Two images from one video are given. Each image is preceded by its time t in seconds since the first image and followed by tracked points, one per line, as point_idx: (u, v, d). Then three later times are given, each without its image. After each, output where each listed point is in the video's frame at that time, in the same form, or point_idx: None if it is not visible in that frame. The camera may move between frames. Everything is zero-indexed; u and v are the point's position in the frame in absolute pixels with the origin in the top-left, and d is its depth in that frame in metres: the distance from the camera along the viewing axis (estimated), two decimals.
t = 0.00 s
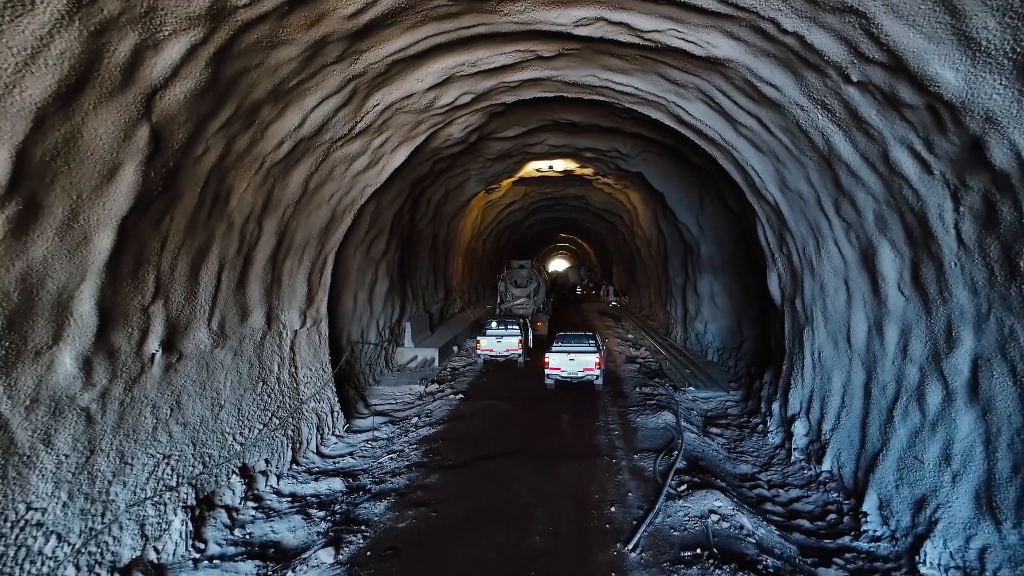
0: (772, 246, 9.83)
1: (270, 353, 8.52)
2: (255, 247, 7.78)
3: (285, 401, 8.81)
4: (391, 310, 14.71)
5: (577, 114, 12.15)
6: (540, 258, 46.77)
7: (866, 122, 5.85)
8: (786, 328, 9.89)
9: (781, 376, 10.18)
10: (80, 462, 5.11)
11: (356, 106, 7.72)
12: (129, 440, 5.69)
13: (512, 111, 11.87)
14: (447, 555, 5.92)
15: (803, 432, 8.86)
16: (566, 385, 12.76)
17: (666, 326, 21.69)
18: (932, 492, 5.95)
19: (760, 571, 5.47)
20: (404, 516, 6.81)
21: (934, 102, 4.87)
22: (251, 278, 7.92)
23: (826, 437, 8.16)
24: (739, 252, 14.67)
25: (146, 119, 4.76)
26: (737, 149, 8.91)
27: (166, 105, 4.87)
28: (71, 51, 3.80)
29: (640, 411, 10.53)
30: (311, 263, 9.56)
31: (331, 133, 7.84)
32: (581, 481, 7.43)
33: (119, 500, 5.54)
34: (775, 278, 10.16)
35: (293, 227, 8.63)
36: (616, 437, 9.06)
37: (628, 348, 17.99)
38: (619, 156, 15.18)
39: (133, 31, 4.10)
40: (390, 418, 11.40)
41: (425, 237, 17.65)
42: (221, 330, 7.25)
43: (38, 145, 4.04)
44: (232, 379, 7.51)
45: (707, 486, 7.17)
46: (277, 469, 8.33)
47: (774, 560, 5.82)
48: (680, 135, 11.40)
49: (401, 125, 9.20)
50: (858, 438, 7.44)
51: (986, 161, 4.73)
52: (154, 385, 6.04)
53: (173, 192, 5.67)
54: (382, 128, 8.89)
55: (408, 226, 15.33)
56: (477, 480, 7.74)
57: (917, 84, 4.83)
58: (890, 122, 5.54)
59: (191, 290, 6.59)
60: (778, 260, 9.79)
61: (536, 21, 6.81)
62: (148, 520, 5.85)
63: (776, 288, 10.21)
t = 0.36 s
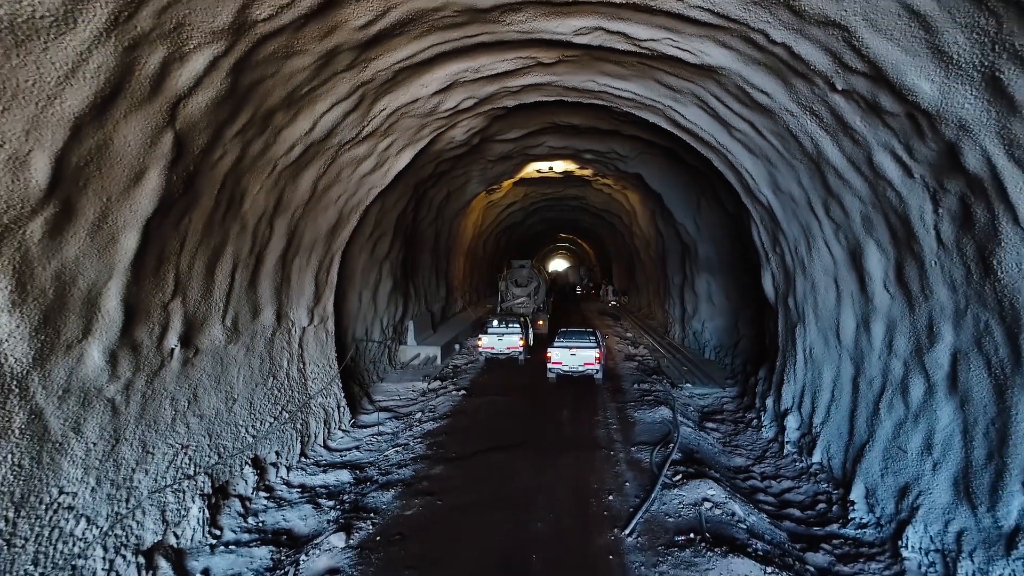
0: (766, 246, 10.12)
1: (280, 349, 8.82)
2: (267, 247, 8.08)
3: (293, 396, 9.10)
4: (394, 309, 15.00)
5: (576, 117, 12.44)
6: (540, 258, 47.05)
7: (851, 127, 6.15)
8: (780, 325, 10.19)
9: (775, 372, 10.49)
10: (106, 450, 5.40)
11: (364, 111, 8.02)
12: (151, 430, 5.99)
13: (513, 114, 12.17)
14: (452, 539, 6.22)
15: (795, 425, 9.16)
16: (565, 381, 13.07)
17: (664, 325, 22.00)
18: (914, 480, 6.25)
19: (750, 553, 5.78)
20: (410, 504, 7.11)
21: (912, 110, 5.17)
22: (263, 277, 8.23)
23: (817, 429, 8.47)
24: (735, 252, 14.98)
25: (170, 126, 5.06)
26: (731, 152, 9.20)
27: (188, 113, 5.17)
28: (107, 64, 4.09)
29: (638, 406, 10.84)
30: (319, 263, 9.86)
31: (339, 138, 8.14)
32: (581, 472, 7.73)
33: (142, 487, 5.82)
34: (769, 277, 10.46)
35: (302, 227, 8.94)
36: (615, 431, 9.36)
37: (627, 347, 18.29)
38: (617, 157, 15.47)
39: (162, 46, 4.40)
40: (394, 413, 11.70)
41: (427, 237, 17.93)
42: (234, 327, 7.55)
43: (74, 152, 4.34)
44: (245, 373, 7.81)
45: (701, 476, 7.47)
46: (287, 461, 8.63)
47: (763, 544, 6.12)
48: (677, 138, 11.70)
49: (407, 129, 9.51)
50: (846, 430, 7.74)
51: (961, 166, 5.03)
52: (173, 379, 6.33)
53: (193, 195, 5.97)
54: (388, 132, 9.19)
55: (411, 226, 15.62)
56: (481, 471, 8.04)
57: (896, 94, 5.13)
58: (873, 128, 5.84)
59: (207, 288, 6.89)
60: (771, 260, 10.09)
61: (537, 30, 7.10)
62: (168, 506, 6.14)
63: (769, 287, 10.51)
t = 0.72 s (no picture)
0: (761, 246, 10.40)
1: (288, 346, 9.09)
2: (276, 247, 8.35)
3: (301, 391, 9.37)
4: (397, 308, 15.27)
5: (575, 120, 12.72)
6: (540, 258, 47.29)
7: (838, 132, 6.42)
8: (774, 322, 10.47)
9: (769, 368, 10.77)
10: (128, 439, 5.67)
11: (370, 116, 8.30)
12: (169, 422, 6.27)
13: (514, 117, 12.44)
14: (457, 526, 6.50)
15: (788, 420, 9.44)
16: (565, 378, 13.34)
17: (663, 324, 22.27)
18: (899, 470, 6.53)
19: (741, 538, 6.06)
20: (416, 494, 7.39)
21: (894, 117, 5.44)
22: (272, 275, 8.51)
23: (808, 423, 8.75)
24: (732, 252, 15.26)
25: (190, 132, 5.34)
26: (726, 155, 9.48)
27: (207, 119, 5.45)
28: (136, 76, 4.36)
29: (636, 402, 11.12)
30: (325, 262, 10.14)
31: (346, 141, 8.42)
32: (580, 464, 8.01)
33: (160, 476, 6.10)
34: (763, 276, 10.74)
35: (310, 228, 9.22)
36: (613, 425, 9.65)
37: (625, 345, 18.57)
38: (616, 159, 15.74)
39: (185, 58, 4.67)
40: (398, 409, 11.98)
41: (429, 237, 18.20)
42: (246, 324, 7.83)
43: (104, 157, 4.61)
44: (256, 369, 8.09)
45: (695, 467, 7.76)
46: (296, 454, 8.91)
47: (754, 531, 6.41)
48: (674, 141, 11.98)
49: (411, 132, 9.78)
50: (836, 423, 8.02)
51: (939, 170, 5.31)
52: (189, 373, 6.61)
53: (209, 196, 6.24)
54: (393, 136, 9.47)
55: (414, 226, 15.90)
56: (483, 463, 8.32)
57: (878, 101, 5.41)
58: (859, 133, 6.12)
59: (221, 286, 7.17)
60: (765, 259, 10.37)
61: (538, 38, 7.38)
62: (185, 495, 6.41)
63: (764, 285, 10.79)
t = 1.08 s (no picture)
0: (756, 246, 10.65)
1: (296, 343, 9.35)
2: (285, 247, 8.62)
3: (308, 388, 9.61)
4: (399, 307, 15.52)
5: (575, 122, 12.97)
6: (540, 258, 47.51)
7: (828, 137, 6.68)
8: (769, 321, 10.72)
9: (764, 365, 11.04)
10: (147, 431, 5.92)
11: (376, 120, 8.56)
12: (185, 415, 6.53)
13: (515, 120, 12.70)
14: (461, 515, 6.77)
15: (781, 416, 9.70)
16: (565, 375, 13.59)
17: (661, 324, 22.53)
18: (885, 461, 6.79)
19: (733, 526, 6.33)
20: (421, 485, 7.66)
21: (879, 123, 5.70)
22: (281, 274, 8.77)
23: (801, 418, 9.01)
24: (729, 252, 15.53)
25: (208, 138, 5.60)
26: (722, 157, 9.73)
27: (224, 125, 5.71)
28: (160, 85, 4.63)
29: (634, 399, 11.38)
30: (331, 262, 10.39)
31: (353, 145, 8.69)
32: (579, 457, 8.27)
33: (177, 466, 6.36)
34: (758, 275, 10.99)
35: (317, 229, 9.49)
36: (612, 421, 9.91)
37: (624, 343, 18.82)
38: (615, 160, 16.00)
39: (206, 67, 4.94)
40: (401, 405, 12.23)
41: (431, 237, 18.44)
42: (256, 322, 8.09)
43: (128, 162, 4.88)
44: (265, 366, 8.35)
45: (691, 460, 8.02)
46: (303, 448, 9.17)
47: (746, 519, 6.67)
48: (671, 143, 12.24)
49: (415, 135, 10.05)
50: (828, 418, 8.27)
51: (922, 173, 5.56)
52: (203, 368, 6.87)
53: (224, 198, 6.51)
54: (397, 138, 9.73)
55: (416, 227, 16.16)
56: (485, 457, 8.57)
57: (864, 108, 5.67)
58: (847, 138, 6.38)
59: (233, 285, 7.44)
60: (760, 259, 10.63)
61: (538, 45, 7.64)
62: (200, 485, 6.67)
63: (759, 284, 11.04)
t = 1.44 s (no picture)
0: (751, 246, 10.91)
1: (303, 341, 9.59)
2: (293, 247, 8.87)
3: (314, 385, 9.86)
4: (401, 306, 15.77)
5: (575, 125, 13.22)
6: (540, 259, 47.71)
7: (818, 141, 6.93)
8: (764, 319, 10.97)
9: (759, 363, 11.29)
10: (164, 424, 6.17)
11: (381, 123, 8.82)
12: (199, 409, 6.77)
13: (516, 123, 12.96)
14: (465, 506, 7.02)
15: (776, 411, 9.94)
16: (565, 373, 13.83)
17: (660, 323, 22.76)
18: (874, 453, 7.04)
19: (727, 514, 6.59)
20: (426, 477, 7.92)
21: (866, 129, 5.95)
22: (289, 274, 9.02)
23: (795, 414, 9.26)
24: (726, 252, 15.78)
25: (223, 143, 5.86)
26: (718, 160, 9.98)
27: (238, 130, 5.97)
28: (181, 93, 4.88)
29: (633, 396, 11.63)
30: (336, 262, 10.65)
31: (358, 148, 8.94)
32: (579, 451, 8.51)
33: (192, 458, 6.61)
34: (754, 275, 11.25)
35: (324, 229, 9.75)
36: (610, 417, 10.16)
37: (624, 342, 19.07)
38: (614, 162, 16.25)
39: (223, 76, 5.20)
40: (404, 402, 12.47)
41: (432, 238, 18.66)
42: (265, 320, 8.35)
43: (150, 166, 5.13)
44: (273, 362, 8.60)
45: (687, 453, 8.28)
46: (310, 443, 9.41)
47: (739, 509, 6.93)
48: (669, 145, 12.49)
49: (419, 138, 10.30)
50: (820, 413, 8.52)
51: (907, 177, 5.81)
52: (216, 364, 7.12)
53: (236, 200, 6.76)
54: (401, 141, 9.98)
55: (418, 227, 16.40)
56: (487, 451, 8.81)
57: (851, 114, 5.92)
58: (836, 142, 6.63)
59: (244, 283, 7.69)
60: (756, 259, 10.88)
61: (539, 51, 7.89)
62: (213, 476, 6.92)
63: (754, 284, 11.29)
